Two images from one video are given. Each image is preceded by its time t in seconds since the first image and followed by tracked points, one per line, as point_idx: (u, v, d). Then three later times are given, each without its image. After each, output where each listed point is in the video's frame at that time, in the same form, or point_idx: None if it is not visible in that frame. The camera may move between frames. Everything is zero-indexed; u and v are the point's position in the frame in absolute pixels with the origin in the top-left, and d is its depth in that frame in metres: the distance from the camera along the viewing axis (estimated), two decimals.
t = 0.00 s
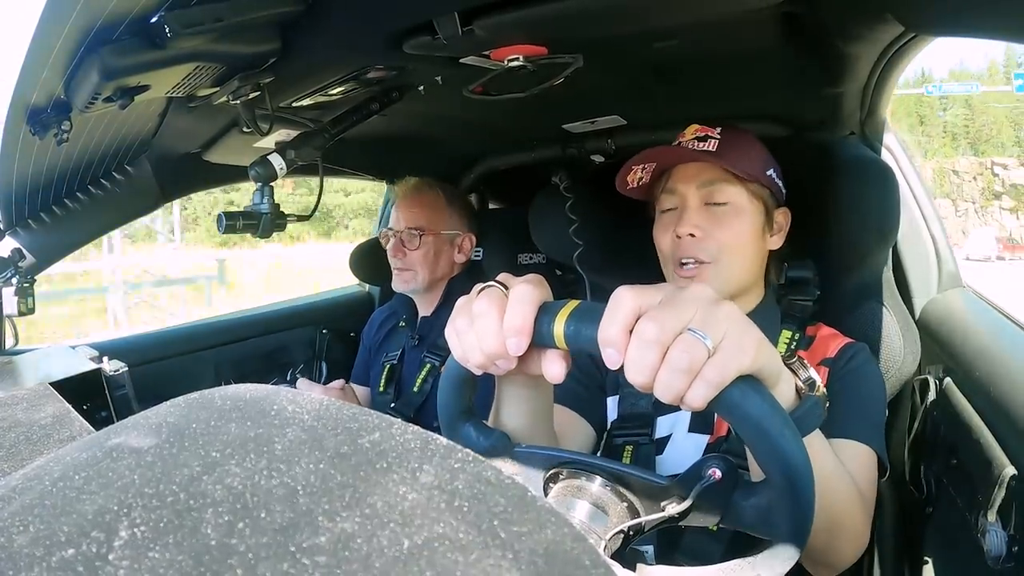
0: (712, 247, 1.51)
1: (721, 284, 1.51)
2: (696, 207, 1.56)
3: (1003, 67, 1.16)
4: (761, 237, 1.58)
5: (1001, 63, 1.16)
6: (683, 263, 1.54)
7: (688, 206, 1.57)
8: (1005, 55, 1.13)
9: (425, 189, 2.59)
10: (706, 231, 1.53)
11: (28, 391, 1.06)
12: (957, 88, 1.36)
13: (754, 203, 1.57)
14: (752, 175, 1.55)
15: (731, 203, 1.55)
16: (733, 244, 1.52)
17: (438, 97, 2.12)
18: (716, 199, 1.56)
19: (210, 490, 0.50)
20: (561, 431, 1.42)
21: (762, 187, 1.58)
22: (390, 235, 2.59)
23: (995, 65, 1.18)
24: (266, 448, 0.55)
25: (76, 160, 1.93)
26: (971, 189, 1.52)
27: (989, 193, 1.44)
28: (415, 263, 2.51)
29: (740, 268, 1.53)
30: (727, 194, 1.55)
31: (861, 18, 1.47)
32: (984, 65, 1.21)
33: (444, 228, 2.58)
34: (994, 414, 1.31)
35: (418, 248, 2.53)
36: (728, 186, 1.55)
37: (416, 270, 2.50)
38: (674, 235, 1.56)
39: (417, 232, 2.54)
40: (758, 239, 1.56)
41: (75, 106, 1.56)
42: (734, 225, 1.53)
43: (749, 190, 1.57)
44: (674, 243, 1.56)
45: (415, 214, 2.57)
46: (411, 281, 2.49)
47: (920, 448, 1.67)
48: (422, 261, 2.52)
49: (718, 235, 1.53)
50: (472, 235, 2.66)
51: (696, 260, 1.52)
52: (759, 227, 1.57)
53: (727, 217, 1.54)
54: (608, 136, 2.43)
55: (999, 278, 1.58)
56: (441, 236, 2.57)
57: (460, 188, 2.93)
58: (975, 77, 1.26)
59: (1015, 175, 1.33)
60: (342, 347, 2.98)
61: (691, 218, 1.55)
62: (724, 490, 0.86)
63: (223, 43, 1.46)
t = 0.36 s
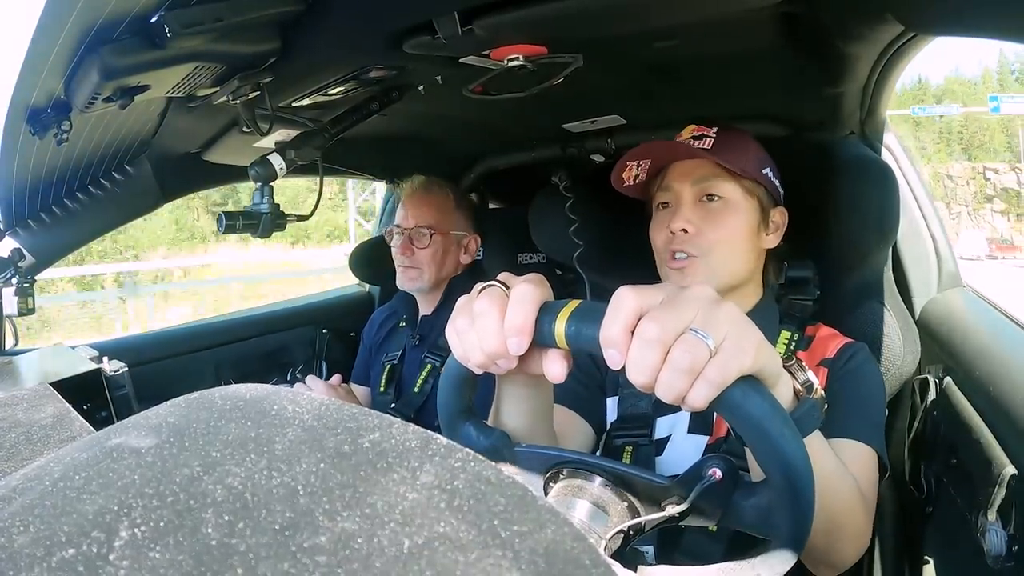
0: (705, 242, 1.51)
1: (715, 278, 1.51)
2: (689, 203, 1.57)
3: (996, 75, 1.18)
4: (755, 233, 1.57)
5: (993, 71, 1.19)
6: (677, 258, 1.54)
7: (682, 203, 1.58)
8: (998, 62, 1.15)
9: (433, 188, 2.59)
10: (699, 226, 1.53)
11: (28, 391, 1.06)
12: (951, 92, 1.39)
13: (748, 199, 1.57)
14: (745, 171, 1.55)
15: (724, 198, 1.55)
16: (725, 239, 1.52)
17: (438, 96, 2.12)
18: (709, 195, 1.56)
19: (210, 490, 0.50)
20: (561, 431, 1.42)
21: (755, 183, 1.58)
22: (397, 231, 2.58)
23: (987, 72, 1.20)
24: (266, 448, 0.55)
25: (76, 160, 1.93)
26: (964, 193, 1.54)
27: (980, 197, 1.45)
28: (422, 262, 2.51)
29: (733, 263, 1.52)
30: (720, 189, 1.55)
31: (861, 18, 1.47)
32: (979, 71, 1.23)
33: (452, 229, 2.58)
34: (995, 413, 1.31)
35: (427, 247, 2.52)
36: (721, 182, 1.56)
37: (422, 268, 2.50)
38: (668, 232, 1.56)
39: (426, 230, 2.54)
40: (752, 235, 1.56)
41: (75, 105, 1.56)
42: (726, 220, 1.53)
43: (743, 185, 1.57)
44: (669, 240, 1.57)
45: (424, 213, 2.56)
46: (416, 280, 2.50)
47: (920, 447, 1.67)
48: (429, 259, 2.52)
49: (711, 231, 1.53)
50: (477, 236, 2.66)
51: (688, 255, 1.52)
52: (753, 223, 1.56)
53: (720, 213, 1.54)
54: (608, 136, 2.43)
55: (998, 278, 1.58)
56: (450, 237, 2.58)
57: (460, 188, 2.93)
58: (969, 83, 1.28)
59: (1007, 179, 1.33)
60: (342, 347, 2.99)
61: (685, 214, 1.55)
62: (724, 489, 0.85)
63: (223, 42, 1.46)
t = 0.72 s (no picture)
0: (707, 258, 1.51)
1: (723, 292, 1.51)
2: (686, 219, 1.55)
3: (990, 78, 1.20)
4: (754, 238, 1.57)
5: (986, 73, 1.20)
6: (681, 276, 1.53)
7: (679, 220, 1.56)
8: (990, 67, 1.16)
9: (428, 189, 2.59)
10: (699, 242, 1.52)
11: (27, 390, 1.06)
12: (949, 94, 1.42)
13: (747, 207, 1.56)
14: (740, 180, 1.53)
15: (722, 212, 1.54)
16: (727, 253, 1.51)
17: (438, 96, 2.11)
18: (707, 209, 1.54)
19: (209, 489, 0.50)
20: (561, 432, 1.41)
21: (751, 188, 1.56)
22: (395, 233, 2.58)
23: (981, 75, 1.22)
24: (265, 448, 0.54)
25: (76, 159, 1.93)
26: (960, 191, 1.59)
27: (974, 196, 1.49)
28: (420, 263, 2.51)
29: (737, 273, 1.52)
30: (716, 203, 1.54)
31: (862, 19, 1.47)
32: (973, 75, 1.25)
33: (448, 228, 2.59)
34: (994, 414, 1.31)
35: (424, 247, 2.53)
36: (717, 195, 1.54)
37: (421, 269, 2.50)
38: (668, 251, 1.55)
39: (422, 231, 2.55)
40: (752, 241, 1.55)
41: (75, 104, 1.56)
42: (726, 232, 1.52)
43: (739, 195, 1.55)
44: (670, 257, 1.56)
45: (419, 214, 2.56)
46: (414, 280, 2.49)
47: (919, 448, 1.67)
48: (427, 260, 2.52)
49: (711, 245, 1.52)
50: (474, 235, 2.66)
51: (692, 274, 1.52)
52: (753, 230, 1.56)
53: (718, 226, 1.53)
54: (608, 136, 2.42)
55: (998, 278, 1.57)
56: (446, 236, 2.58)
57: (460, 188, 2.93)
58: (964, 84, 1.30)
59: (999, 179, 1.35)
60: (342, 346, 2.99)
61: (684, 232, 1.54)
62: (724, 490, 0.86)
63: (223, 41, 1.46)
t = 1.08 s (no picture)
0: (710, 251, 1.51)
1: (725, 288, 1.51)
2: (691, 211, 1.56)
3: (986, 81, 1.24)
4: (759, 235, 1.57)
5: (984, 77, 1.24)
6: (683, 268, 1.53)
7: (684, 212, 1.57)
8: (988, 70, 1.20)
9: (428, 191, 2.60)
10: (703, 235, 1.52)
11: (28, 393, 1.06)
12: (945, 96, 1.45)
13: (751, 204, 1.57)
14: (747, 176, 1.54)
15: (727, 206, 1.55)
16: (730, 247, 1.51)
17: (438, 98, 2.12)
18: (712, 203, 1.55)
19: (210, 492, 0.50)
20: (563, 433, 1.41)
21: (757, 186, 1.57)
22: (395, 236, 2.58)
23: (978, 78, 1.26)
24: (266, 451, 0.54)
25: (76, 162, 1.93)
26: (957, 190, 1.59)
27: (968, 196, 1.49)
28: (420, 266, 2.50)
29: (741, 269, 1.52)
30: (722, 196, 1.55)
31: (862, 22, 1.47)
32: (971, 77, 1.28)
33: (448, 231, 2.58)
34: (995, 415, 1.31)
35: (424, 250, 2.52)
36: (724, 189, 1.55)
37: (421, 273, 2.49)
38: (672, 243, 1.55)
39: (421, 234, 2.54)
40: (756, 238, 1.56)
41: (75, 107, 1.56)
42: (732, 227, 1.53)
43: (745, 192, 1.56)
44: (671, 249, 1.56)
45: (419, 216, 2.56)
46: (415, 283, 2.47)
47: (920, 450, 1.67)
48: (427, 263, 2.51)
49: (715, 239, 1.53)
50: (474, 237, 2.67)
51: (695, 266, 1.51)
52: (757, 227, 1.57)
53: (724, 220, 1.53)
54: (608, 138, 2.43)
55: (998, 280, 1.57)
56: (446, 239, 2.58)
57: (460, 190, 2.94)
58: (962, 88, 1.34)
59: (990, 179, 1.35)
60: (342, 349, 2.99)
61: (688, 224, 1.54)
62: (725, 491, 0.87)
63: (223, 44, 1.46)
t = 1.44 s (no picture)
0: (717, 239, 1.51)
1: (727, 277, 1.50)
2: (701, 200, 1.56)
3: (982, 93, 1.30)
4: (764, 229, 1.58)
5: (979, 90, 1.30)
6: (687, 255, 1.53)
7: (693, 201, 1.57)
8: (983, 84, 1.26)
9: (426, 187, 2.59)
10: (711, 224, 1.52)
11: (28, 391, 1.06)
12: (943, 104, 1.51)
13: (759, 197, 1.58)
14: (756, 169, 1.56)
15: (735, 196, 1.56)
16: (737, 238, 1.52)
17: (438, 95, 2.11)
18: (720, 193, 1.56)
19: (210, 489, 0.50)
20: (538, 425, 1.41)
21: (764, 182, 1.59)
22: (392, 232, 2.56)
23: (974, 91, 1.32)
24: (266, 448, 0.55)
25: (76, 160, 1.93)
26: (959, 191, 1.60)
27: (962, 203, 1.63)
28: (419, 262, 2.49)
29: (745, 261, 1.51)
30: (731, 186, 1.56)
31: (862, 19, 1.46)
32: (967, 88, 1.35)
33: (447, 226, 2.57)
34: (994, 412, 1.31)
35: (423, 245, 2.50)
36: (733, 179, 1.56)
37: (420, 268, 2.48)
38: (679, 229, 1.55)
39: (420, 229, 2.52)
40: (762, 231, 1.56)
41: (75, 105, 1.56)
42: (739, 218, 1.54)
43: (753, 185, 1.57)
44: (677, 237, 1.55)
45: (418, 211, 2.55)
46: (413, 279, 2.48)
47: (920, 447, 1.68)
48: (426, 257, 2.49)
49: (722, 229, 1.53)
50: (472, 233, 2.65)
51: (701, 252, 1.51)
52: (763, 220, 1.57)
53: (733, 210, 1.54)
54: (608, 135, 2.42)
55: (998, 277, 1.58)
56: (446, 235, 2.56)
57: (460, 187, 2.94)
58: (959, 97, 1.40)
59: (984, 188, 1.46)
60: (341, 346, 2.99)
61: (697, 212, 1.55)
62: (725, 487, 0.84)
63: (222, 42, 1.46)
